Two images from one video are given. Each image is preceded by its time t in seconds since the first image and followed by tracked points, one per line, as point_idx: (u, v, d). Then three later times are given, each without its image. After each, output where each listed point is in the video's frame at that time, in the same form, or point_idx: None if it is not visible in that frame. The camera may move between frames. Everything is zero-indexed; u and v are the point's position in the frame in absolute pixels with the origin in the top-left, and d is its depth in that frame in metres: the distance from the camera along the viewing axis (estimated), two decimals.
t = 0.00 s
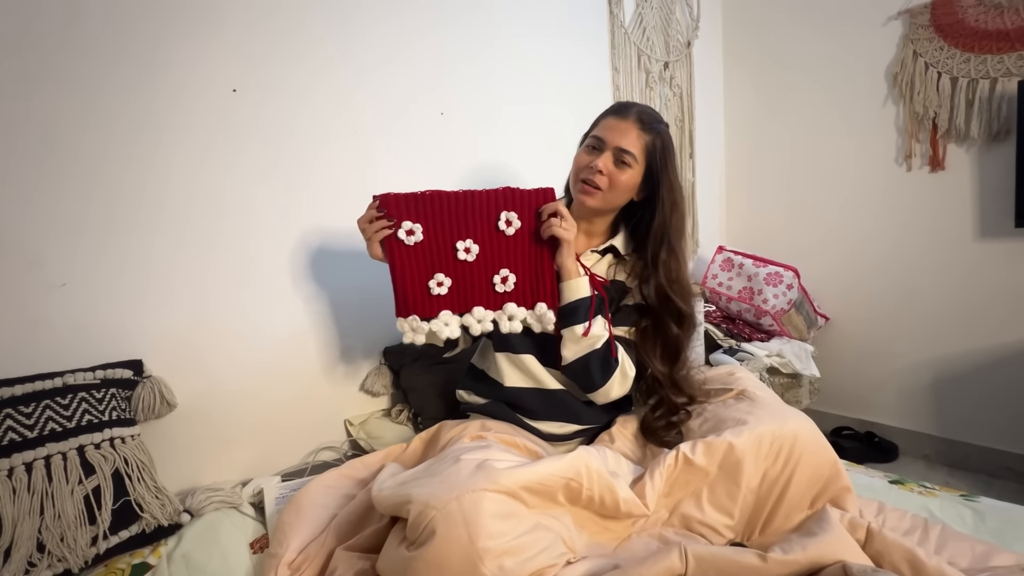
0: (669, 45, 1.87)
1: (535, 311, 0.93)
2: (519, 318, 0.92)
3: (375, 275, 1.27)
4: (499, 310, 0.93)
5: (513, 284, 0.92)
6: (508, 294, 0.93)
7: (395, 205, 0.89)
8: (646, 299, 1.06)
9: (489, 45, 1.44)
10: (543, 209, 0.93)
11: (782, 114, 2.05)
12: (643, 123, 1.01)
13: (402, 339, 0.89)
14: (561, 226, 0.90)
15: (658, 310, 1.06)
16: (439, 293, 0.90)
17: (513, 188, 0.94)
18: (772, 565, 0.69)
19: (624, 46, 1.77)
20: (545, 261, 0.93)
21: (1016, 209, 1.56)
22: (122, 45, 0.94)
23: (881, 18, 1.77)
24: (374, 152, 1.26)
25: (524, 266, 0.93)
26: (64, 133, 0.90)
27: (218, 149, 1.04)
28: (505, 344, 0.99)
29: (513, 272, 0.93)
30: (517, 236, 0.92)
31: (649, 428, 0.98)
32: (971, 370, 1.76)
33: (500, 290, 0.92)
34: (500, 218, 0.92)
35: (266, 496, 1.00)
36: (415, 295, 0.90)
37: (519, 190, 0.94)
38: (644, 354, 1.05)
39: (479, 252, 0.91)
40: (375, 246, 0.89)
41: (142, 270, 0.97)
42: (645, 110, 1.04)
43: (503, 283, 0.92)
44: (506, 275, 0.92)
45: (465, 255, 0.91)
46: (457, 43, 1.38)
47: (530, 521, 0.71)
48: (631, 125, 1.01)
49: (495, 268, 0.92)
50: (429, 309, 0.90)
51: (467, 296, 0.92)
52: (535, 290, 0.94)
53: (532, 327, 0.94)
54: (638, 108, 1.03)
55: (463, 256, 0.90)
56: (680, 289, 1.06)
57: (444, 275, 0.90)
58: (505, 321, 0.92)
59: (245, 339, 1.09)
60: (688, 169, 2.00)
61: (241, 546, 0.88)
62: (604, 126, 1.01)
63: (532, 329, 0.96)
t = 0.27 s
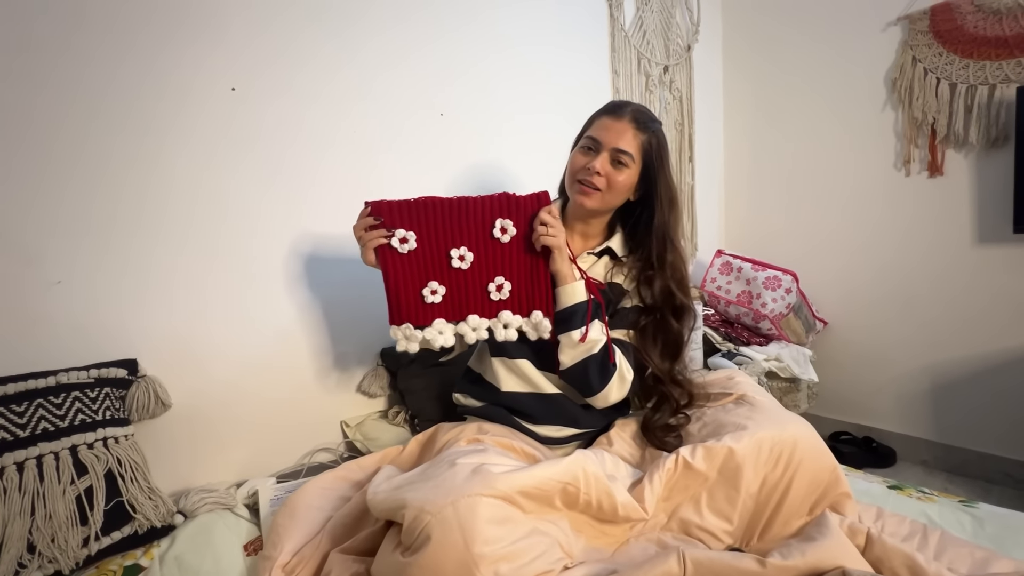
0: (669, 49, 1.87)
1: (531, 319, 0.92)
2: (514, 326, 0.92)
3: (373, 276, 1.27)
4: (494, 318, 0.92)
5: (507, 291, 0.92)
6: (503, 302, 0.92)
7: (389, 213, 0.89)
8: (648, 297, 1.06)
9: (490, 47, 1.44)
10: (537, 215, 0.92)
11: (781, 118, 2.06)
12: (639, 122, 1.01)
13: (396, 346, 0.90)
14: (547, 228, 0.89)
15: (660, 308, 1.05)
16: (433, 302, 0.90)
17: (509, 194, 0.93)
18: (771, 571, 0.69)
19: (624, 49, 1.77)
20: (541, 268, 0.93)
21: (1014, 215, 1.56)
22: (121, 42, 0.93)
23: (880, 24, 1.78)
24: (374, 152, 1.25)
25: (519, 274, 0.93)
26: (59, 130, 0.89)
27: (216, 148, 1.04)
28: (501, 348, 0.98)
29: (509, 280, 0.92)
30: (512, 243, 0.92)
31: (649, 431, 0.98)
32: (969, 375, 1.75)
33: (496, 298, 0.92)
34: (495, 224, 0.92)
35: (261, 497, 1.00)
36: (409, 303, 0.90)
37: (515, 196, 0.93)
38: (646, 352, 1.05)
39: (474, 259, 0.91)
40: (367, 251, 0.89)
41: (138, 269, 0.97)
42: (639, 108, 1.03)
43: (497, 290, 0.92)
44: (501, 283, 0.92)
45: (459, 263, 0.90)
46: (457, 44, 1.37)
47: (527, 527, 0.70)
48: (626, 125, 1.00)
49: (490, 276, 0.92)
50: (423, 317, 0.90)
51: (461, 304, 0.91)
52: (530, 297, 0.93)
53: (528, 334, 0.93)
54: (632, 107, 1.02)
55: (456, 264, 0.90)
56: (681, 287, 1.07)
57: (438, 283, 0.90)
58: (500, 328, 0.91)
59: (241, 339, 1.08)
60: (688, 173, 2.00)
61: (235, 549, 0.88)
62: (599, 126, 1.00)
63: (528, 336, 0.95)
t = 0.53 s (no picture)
0: (668, 54, 1.88)
1: (526, 324, 0.92)
2: (509, 330, 0.91)
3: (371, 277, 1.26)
4: (488, 323, 0.92)
5: (501, 295, 0.91)
6: (497, 306, 0.92)
7: (382, 217, 0.89)
8: (643, 299, 1.06)
9: (490, 49, 1.44)
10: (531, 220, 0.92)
11: (780, 123, 2.06)
12: (635, 123, 1.01)
13: (389, 352, 0.89)
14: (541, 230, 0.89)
15: (655, 309, 1.05)
16: (427, 306, 0.90)
17: (503, 198, 0.93)
18: None
19: (624, 53, 1.77)
20: (535, 273, 0.92)
21: (1012, 222, 1.56)
22: (119, 40, 0.93)
23: (879, 31, 1.78)
24: (374, 153, 1.25)
25: (513, 278, 0.92)
26: (55, 127, 0.88)
27: (215, 148, 1.03)
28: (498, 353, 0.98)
29: (503, 284, 0.92)
30: (506, 247, 0.92)
31: (648, 435, 0.97)
32: (966, 382, 1.76)
33: (489, 302, 0.91)
34: (489, 229, 0.91)
35: (255, 499, 0.99)
36: (402, 308, 0.89)
37: (509, 200, 0.93)
38: (643, 355, 1.05)
39: (467, 264, 0.91)
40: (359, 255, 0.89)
41: (134, 268, 0.96)
42: (635, 109, 1.03)
43: (491, 295, 0.91)
44: (495, 287, 0.91)
45: (452, 268, 0.90)
46: (458, 46, 1.37)
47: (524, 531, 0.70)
48: (623, 126, 1.00)
49: (484, 281, 0.91)
50: (416, 322, 0.90)
51: (454, 309, 0.91)
52: (525, 302, 0.93)
53: (523, 339, 0.93)
54: (628, 108, 1.03)
55: (449, 268, 0.90)
56: (675, 287, 1.06)
57: (432, 287, 0.90)
58: (495, 334, 0.91)
59: (238, 340, 1.08)
60: (687, 177, 2.01)
61: (228, 551, 0.87)
62: (595, 128, 1.01)
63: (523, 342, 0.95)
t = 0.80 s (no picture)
0: (670, 67, 1.88)
1: (521, 336, 0.91)
2: (503, 342, 0.91)
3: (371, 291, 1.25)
4: (482, 333, 0.91)
5: (495, 305, 0.90)
6: (491, 317, 0.91)
7: (376, 223, 0.87)
8: (645, 319, 1.04)
9: (492, 59, 1.43)
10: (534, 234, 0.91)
11: (781, 138, 2.07)
12: (638, 142, 0.99)
13: (380, 360, 0.89)
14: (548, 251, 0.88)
15: (658, 331, 1.04)
16: (420, 315, 0.89)
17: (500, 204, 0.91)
18: None
19: (626, 66, 1.77)
20: (531, 283, 0.91)
21: (1012, 240, 1.56)
22: (119, 55, 0.93)
23: (879, 48, 1.79)
24: (376, 166, 1.24)
25: (508, 288, 0.91)
26: (55, 141, 0.88)
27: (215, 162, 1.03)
28: (498, 374, 0.95)
29: (498, 294, 0.90)
30: (502, 257, 0.90)
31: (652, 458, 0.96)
32: (967, 400, 1.75)
33: (483, 313, 0.90)
34: (485, 237, 0.89)
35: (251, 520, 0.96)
36: (394, 317, 0.88)
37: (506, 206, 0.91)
38: (646, 377, 1.03)
39: (462, 273, 0.89)
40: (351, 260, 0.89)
41: (129, 281, 0.95)
42: (638, 127, 1.02)
43: (485, 305, 0.90)
44: (490, 297, 0.90)
45: (445, 276, 0.88)
46: (461, 58, 1.36)
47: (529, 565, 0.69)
48: (625, 144, 0.99)
49: (479, 290, 0.90)
50: (408, 331, 0.89)
51: (448, 318, 0.90)
52: (520, 312, 0.91)
53: (517, 350, 0.92)
54: (630, 126, 1.01)
55: (443, 277, 0.88)
56: (677, 308, 1.05)
57: (425, 297, 0.88)
58: (489, 344, 0.91)
59: (236, 355, 1.07)
60: (687, 191, 2.01)
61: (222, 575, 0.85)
62: (597, 146, 0.99)
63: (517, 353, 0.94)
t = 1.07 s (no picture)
0: (670, 87, 1.85)
1: (518, 376, 0.86)
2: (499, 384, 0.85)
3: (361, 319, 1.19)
4: (477, 374, 0.85)
5: (492, 343, 0.85)
6: (487, 356, 0.86)
7: (368, 254, 0.82)
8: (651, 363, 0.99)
9: (489, 79, 1.39)
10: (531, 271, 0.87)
11: (781, 161, 2.04)
12: (632, 182, 0.91)
13: (365, 404, 0.82)
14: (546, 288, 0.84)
15: (660, 380, 0.98)
16: (411, 354, 0.83)
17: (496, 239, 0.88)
18: None
19: (626, 86, 1.73)
20: (529, 320, 0.87)
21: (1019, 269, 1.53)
22: (99, 74, 0.89)
23: (881, 72, 1.77)
24: (367, 187, 1.19)
25: (505, 326, 0.86)
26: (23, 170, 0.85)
27: (197, 186, 0.99)
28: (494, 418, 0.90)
29: (495, 332, 0.86)
30: (499, 292, 0.86)
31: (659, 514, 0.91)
32: (973, 433, 1.70)
33: (480, 351, 0.85)
34: (481, 272, 0.85)
35: None
36: (384, 354, 0.82)
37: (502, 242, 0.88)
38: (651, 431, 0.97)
39: (458, 309, 0.84)
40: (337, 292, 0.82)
41: (101, 313, 0.91)
42: (639, 162, 0.94)
43: (481, 343, 0.85)
44: (487, 335, 0.85)
45: (441, 312, 0.83)
46: (457, 76, 1.32)
47: None
48: (617, 184, 0.91)
49: (475, 328, 0.85)
50: (399, 371, 0.82)
51: (441, 357, 0.84)
52: (517, 351, 0.87)
53: (513, 392, 0.87)
54: (629, 161, 0.93)
55: (438, 313, 0.83)
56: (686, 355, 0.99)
57: (417, 334, 0.83)
58: (484, 387, 0.85)
59: (212, 390, 1.01)
60: (686, 213, 1.98)
61: None
62: (588, 183, 0.92)
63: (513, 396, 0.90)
